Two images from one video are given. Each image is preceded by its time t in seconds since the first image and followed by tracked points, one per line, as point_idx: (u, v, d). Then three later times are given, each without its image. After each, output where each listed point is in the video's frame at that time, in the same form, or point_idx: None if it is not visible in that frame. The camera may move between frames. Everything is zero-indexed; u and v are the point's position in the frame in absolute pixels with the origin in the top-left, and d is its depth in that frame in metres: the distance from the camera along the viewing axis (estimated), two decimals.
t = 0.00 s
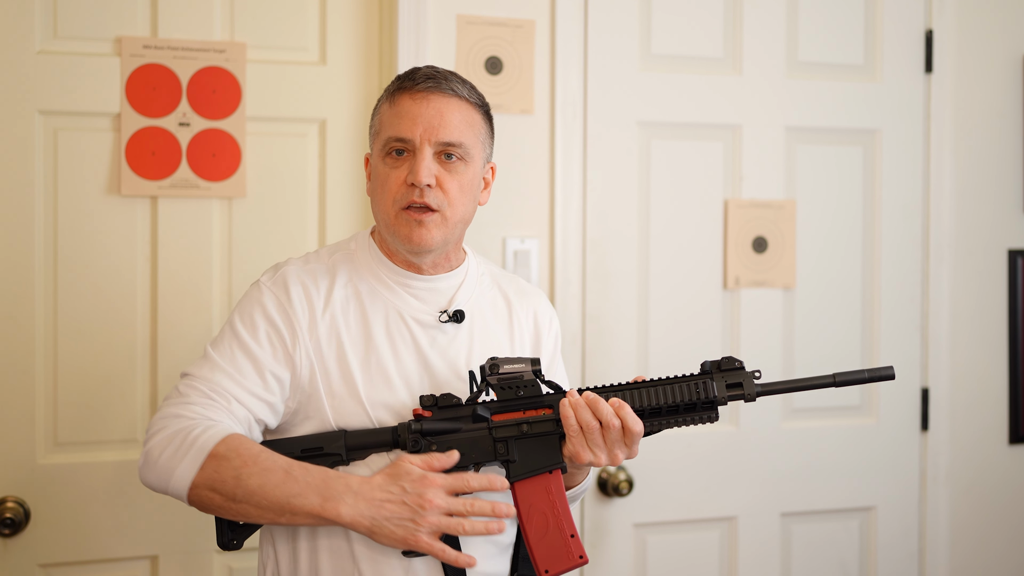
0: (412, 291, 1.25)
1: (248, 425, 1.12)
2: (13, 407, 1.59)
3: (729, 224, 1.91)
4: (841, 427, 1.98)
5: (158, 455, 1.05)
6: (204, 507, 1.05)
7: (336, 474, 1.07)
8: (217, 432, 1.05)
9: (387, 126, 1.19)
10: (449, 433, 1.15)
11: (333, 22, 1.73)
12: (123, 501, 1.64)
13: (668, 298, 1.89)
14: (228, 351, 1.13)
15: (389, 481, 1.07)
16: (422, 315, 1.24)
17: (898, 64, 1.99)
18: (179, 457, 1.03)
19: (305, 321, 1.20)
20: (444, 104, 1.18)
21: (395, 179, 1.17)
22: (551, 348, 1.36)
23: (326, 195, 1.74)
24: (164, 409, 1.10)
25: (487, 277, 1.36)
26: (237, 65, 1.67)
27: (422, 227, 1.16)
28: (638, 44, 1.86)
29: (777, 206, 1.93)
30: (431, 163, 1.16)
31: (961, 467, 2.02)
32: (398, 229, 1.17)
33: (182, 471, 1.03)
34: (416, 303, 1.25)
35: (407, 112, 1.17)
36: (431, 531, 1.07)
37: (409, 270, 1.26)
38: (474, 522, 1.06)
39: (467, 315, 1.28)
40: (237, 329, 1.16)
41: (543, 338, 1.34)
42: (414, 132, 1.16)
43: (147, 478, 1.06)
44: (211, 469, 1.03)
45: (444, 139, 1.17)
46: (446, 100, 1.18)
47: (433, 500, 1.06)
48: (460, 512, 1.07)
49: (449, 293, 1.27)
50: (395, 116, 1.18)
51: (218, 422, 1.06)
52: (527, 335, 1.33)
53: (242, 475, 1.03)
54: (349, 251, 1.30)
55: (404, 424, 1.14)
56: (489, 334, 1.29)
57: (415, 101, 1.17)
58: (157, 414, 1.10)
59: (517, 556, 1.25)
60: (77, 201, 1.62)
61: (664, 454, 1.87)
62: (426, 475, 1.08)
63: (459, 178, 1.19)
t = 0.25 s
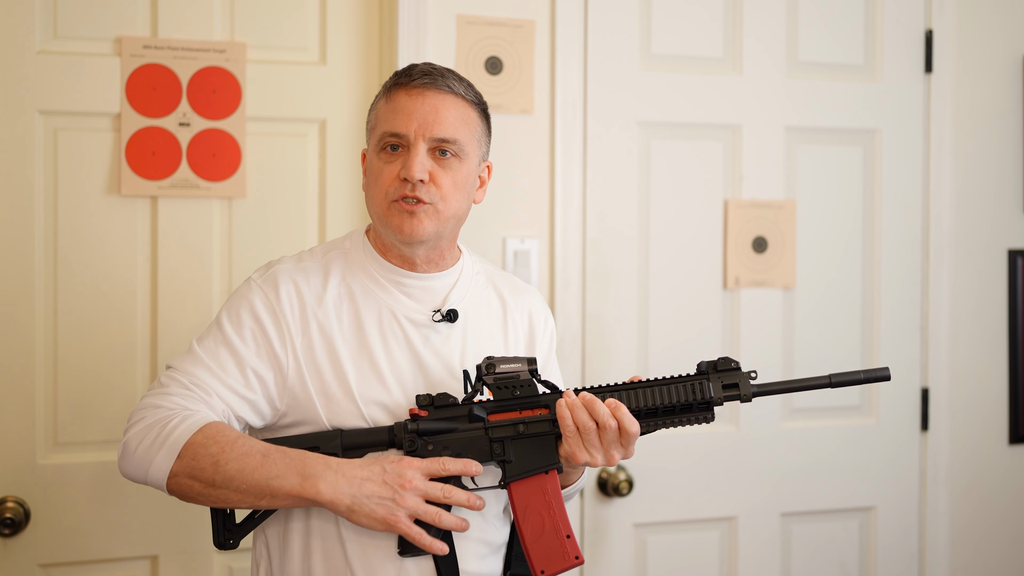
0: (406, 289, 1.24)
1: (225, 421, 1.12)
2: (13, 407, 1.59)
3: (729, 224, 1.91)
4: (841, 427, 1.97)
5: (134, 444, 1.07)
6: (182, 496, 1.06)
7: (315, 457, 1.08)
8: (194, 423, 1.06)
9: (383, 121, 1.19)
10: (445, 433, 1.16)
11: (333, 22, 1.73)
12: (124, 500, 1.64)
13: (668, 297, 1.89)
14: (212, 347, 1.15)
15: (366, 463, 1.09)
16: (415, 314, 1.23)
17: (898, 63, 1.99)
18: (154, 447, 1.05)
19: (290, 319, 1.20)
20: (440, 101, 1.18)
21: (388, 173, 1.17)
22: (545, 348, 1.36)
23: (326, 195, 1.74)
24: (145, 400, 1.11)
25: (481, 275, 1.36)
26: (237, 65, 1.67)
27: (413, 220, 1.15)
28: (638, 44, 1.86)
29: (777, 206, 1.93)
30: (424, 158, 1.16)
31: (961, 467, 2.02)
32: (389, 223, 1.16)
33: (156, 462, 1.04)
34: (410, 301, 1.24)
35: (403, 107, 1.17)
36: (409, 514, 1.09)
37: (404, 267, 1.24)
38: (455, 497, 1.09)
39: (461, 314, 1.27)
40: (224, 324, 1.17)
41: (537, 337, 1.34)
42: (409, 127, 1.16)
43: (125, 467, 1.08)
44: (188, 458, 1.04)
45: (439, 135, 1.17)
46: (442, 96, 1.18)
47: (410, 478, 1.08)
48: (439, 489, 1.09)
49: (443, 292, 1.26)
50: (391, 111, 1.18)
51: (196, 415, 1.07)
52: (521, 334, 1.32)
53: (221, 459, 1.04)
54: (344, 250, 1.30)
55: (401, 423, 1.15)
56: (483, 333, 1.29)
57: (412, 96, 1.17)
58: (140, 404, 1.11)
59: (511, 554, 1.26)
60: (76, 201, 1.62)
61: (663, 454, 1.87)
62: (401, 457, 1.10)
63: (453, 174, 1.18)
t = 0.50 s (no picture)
0: (401, 288, 1.24)
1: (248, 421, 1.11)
2: (13, 406, 1.59)
3: (729, 224, 1.91)
4: (841, 427, 1.97)
5: (161, 451, 1.03)
6: (209, 504, 1.06)
7: (339, 470, 1.10)
8: (225, 431, 1.04)
9: (382, 114, 1.19)
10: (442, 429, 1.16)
11: (333, 22, 1.73)
12: (124, 500, 1.64)
13: (668, 297, 1.89)
14: (227, 345, 1.11)
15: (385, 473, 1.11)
16: (410, 313, 1.23)
17: (898, 64, 1.99)
18: (186, 454, 1.02)
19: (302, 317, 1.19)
20: (439, 95, 1.18)
21: (386, 166, 1.17)
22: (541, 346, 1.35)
23: (326, 194, 1.74)
24: (162, 404, 1.07)
25: (479, 274, 1.35)
26: (237, 65, 1.67)
27: (410, 212, 1.15)
28: (638, 44, 1.86)
29: (777, 206, 1.93)
30: (422, 151, 1.15)
31: (961, 466, 2.02)
32: (386, 215, 1.16)
33: (190, 468, 1.02)
34: (404, 301, 1.24)
35: (401, 101, 1.17)
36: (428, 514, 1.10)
37: (400, 263, 1.24)
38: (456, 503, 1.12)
39: (457, 313, 1.27)
40: (234, 322, 1.14)
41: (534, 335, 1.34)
42: (407, 121, 1.16)
43: (148, 475, 1.04)
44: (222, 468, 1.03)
45: (437, 129, 1.17)
46: (441, 91, 1.18)
47: (429, 483, 1.10)
48: (450, 495, 1.12)
49: (438, 291, 1.26)
50: (389, 105, 1.18)
51: (224, 421, 1.05)
52: (518, 332, 1.33)
53: (254, 474, 1.04)
54: (342, 246, 1.29)
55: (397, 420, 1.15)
56: (479, 332, 1.29)
57: (410, 90, 1.17)
58: (154, 408, 1.07)
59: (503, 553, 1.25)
60: (77, 201, 1.62)
61: (663, 454, 1.87)
62: (416, 459, 1.12)
63: (451, 168, 1.18)
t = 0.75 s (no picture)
0: (401, 290, 1.23)
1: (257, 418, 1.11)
2: (13, 406, 1.59)
3: (729, 224, 1.91)
4: (841, 427, 1.97)
5: (166, 450, 1.04)
6: (219, 499, 1.07)
7: (345, 451, 1.11)
8: (233, 427, 1.05)
9: (379, 122, 1.18)
10: (446, 405, 1.14)
11: (333, 22, 1.73)
12: (124, 500, 1.64)
13: (668, 297, 1.89)
14: (231, 343, 1.11)
15: (391, 451, 1.12)
16: (411, 315, 1.23)
17: (898, 64, 1.99)
18: (193, 451, 1.03)
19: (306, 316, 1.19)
20: (437, 101, 1.16)
21: (385, 175, 1.16)
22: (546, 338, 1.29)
23: (326, 194, 1.74)
24: (166, 401, 1.07)
25: (478, 275, 1.35)
26: (237, 65, 1.67)
27: (411, 223, 1.15)
28: (638, 44, 1.86)
29: (778, 206, 1.93)
30: (422, 160, 1.15)
31: (961, 466, 2.02)
32: (388, 226, 1.16)
33: (196, 466, 1.03)
34: (405, 302, 1.23)
35: (399, 109, 1.16)
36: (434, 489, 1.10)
37: (400, 267, 1.24)
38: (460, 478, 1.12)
39: (457, 315, 1.27)
40: (237, 321, 1.13)
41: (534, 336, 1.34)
42: (404, 129, 1.15)
43: (154, 474, 1.05)
44: (230, 463, 1.04)
45: (436, 137, 1.16)
46: (439, 97, 1.16)
47: (432, 456, 1.10)
48: (455, 470, 1.11)
49: (438, 293, 1.26)
50: (387, 112, 1.17)
51: (232, 417, 1.06)
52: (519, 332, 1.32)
53: (264, 462, 1.05)
54: (340, 249, 1.29)
55: (401, 396, 1.15)
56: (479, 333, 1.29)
57: (407, 99, 1.16)
58: (158, 406, 1.07)
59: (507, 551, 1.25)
60: (76, 201, 1.62)
61: (662, 453, 1.88)
62: (422, 433, 1.12)
63: (452, 176, 1.18)
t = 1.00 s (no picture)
0: (405, 289, 1.23)
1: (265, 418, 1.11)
2: (13, 406, 1.59)
3: (729, 224, 1.91)
4: (841, 427, 1.97)
5: (175, 452, 1.03)
6: (225, 500, 1.07)
7: (353, 449, 1.12)
8: (243, 427, 1.05)
9: (377, 122, 1.17)
10: (456, 407, 1.15)
11: (333, 22, 1.73)
12: (124, 500, 1.64)
13: (668, 297, 1.89)
14: (239, 343, 1.10)
15: (400, 449, 1.13)
16: (415, 314, 1.22)
17: (898, 64, 1.99)
18: (204, 454, 1.03)
19: (313, 315, 1.18)
20: (434, 100, 1.16)
21: (383, 175, 1.16)
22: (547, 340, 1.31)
23: (326, 194, 1.74)
24: (173, 403, 1.06)
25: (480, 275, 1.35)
26: (237, 65, 1.67)
27: (411, 222, 1.15)
28: (638, 44, 1.86)
29: (777, 206, 1.93)
30: (420, 160, 1.15)
31: (961, 466, 2.02)
32: (388, 226, 1.16)
33: (207, 468, 1.03)
34: (409, 302, 1.23)
35: (397, 108, 1.16)
36: (443, 490, 1.11)
37: (400, 267, 1.23)
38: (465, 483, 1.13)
39: (460, 314, 1.27)
40: (244, 321, 1.12)
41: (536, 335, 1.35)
42: (403, 128, 1.15)
43: (162, 476, 1.04)
44: (240, 465, 1.04)
45: (434, 136, 1.15)
46: (436, 96, 1.16)
47: (444, 459, 1.11)
48: (463, 474, 1.13)
49: (442, 293, 1.25)
50: (385, 112, 1.17)
51: (240, 417, 1.06)
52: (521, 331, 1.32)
53: (273, 465, 1.05)
54: (342, 247, 1.28)
55: (410, 394, 1.15)
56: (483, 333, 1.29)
57: (405, 98, 1.16)
58: (164, 407, 1.06)
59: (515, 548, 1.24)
60: (76, 201, 1.62)
61: (662, 453, 1.87)
62: (433, 435, 1.13)
63: (451, 175, 1.18)
